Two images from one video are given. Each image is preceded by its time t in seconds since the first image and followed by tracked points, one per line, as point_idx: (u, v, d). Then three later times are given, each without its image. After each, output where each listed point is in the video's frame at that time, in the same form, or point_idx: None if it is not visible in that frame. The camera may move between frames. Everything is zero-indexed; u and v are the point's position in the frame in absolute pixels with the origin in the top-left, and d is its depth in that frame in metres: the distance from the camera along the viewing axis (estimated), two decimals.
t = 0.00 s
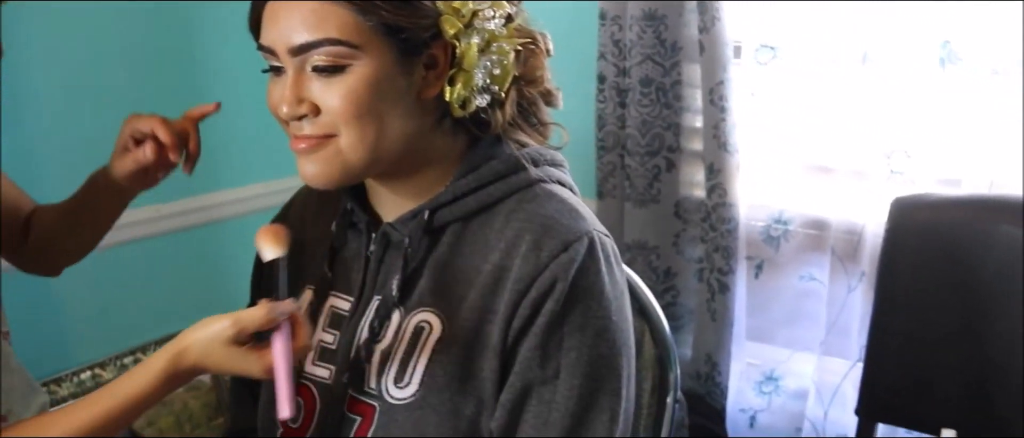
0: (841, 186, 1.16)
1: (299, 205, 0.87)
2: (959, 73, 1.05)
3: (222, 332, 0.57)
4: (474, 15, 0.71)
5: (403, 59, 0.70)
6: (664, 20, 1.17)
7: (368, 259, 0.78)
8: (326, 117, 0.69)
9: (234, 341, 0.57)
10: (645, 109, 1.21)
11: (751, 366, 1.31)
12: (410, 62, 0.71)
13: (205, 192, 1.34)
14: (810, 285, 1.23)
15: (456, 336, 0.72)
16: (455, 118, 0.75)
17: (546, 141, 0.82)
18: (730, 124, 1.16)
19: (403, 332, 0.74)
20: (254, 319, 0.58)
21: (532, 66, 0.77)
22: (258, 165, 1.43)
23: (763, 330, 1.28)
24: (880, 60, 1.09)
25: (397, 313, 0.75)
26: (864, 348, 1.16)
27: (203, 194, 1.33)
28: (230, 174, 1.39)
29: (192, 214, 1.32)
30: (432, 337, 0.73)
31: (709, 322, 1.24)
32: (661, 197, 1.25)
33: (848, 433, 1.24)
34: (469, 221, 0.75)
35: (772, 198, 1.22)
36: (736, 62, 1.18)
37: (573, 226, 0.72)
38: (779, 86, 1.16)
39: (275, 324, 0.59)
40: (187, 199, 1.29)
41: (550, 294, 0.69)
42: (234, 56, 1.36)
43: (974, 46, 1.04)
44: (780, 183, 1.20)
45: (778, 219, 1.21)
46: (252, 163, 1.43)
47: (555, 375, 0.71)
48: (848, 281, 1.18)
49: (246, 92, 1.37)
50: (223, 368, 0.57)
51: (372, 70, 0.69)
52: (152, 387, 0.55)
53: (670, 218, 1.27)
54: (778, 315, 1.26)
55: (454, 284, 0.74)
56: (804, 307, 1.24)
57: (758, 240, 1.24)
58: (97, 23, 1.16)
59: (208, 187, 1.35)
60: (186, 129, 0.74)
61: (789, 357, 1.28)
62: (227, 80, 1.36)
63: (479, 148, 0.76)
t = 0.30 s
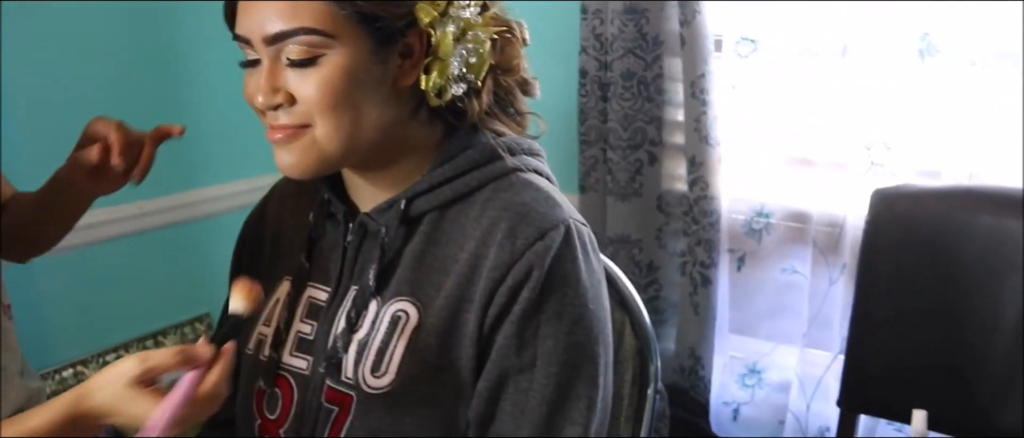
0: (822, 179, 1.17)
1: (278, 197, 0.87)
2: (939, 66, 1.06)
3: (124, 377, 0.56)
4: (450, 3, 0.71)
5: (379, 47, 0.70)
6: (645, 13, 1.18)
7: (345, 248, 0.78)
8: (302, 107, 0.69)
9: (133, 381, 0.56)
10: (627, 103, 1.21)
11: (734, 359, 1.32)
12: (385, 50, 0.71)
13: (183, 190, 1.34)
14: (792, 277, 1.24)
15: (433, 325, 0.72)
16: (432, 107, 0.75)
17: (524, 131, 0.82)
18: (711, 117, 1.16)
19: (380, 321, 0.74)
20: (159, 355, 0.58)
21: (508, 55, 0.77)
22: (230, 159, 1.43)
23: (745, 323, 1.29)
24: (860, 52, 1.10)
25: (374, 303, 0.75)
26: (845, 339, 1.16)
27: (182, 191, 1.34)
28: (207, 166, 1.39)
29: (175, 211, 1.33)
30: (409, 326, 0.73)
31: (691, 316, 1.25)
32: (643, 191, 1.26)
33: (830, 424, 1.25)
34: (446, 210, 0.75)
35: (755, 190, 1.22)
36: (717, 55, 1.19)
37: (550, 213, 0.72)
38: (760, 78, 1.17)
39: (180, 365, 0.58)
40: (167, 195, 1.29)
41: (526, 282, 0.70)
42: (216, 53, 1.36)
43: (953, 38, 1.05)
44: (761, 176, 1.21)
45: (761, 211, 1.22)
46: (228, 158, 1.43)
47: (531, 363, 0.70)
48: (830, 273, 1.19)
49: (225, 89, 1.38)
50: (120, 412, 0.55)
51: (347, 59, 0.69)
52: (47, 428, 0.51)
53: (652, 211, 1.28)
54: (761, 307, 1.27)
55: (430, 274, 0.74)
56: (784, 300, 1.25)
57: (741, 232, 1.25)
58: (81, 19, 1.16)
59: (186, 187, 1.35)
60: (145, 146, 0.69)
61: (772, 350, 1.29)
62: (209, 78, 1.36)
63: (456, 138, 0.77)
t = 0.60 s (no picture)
0: (801, 171, 1.19)
1: (255, 189, 0.86)
2: (915, 58, 1.09)
3: None
4: None
5: (352, 36, 0.70)
6: (626, 7, 1.19)
7: (320, 239, 0.78)
8: (274, 96, 0.69)
9: None
10: (608, 97, 1.23)
11: (715, 352, 1.35)
12: (358, 39, 0.70)
13: (160, 189, 1.31)
14: (773, 271, 1.27)
15: (406, 314, 0.72)
16: (405, 96, 0.75)
17: (500, 121, 0.82)
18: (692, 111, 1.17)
19: (354, 311, 0.74)
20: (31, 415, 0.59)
21: (483, 44, 0.76)
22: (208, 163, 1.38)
23: (727, 316, 1.31)
24: (838, 46, 1.12)
25: (349, 293, 0.75)
26: (826, 331, 1.18)
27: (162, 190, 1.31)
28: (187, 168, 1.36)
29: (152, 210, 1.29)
30: (383, 316, 0.72)
31: (674, 310, 1.27)
32: (625, 186, 1.29)
33: (812, 418, 1.28)
34: (421, 200, 0.75)
35: (735, 184, 1.25)
36: (698, 50, 1.21)
37: (524, 203, 0.72)
38: (739, 71, 1.20)
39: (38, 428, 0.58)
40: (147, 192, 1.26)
41: (500, 270, 0.69)
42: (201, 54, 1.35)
43: (932, 30, 1.07)
44: (741, 170, 1.24)
45: (741, 204, 1.25)
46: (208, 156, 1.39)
47: (506, 352, 0.70)
48: (810, 266, 1.21)
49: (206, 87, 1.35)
50: None
51: (320, 47, 0.68)
52: None
53: (633, 206, 1.30)
54: (743, 300, 1.30)
55: (405, 264, 0.73)
56: (765, 293, 1.28)
57: (721, 226, 1.27)
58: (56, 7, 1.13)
59: (165, 185, 1.33)
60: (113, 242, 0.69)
61: (753, 343, 1.31)
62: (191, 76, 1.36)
63: (431, 127, 0.76)
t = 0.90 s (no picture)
0: (780, 165, 1.21)
1: (230, 182, 0.86)
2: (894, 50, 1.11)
3: None
4: None
5: (325, 27, 0.70)
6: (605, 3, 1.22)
7: (295, 229, 0.78)
8: (246, 86, 0.69)
9: None
10: (588, 91, 1.25)
11: (696, 347, 1.36)
12: (331, 30, 0.70)
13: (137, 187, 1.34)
14: (754, 264, 1.28)
15: (380, 305, 0.71)
16: (380, 86, 0.74)
17: (476, 113, 0.82)
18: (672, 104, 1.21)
19: (329, 302, 0.74)
20: None
21: (457, 34, 0.76)
22: (195, 158, 1.44)
23: (709, 311, 1.33)
24: (816, 39, 1.14)
25: (323, 284, 0.75)
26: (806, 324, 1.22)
27: (143, 187, 1.35)
28: (174, 160, 1.40)
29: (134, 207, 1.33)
30: (357, 307, 0.72)
31: (655, 303, 1.30)
32: (605, 180, 1.31)
33: (793, 411, 1.30)
34: (395, 191, 0.75)
35: (715, 178, 1.27)
36: (677, 44, 1.23)
37: (498, 192, 0.72)
38: (720, 66, 1.21)
39: None
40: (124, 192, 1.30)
41: (473, 260, 0.69)
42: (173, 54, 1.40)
43: (909, 22, 1.09)
44: (720, 164, 1.25)
45: (721, 198, 1.26)
46: (193, 149, 1.44)
47: (480, 342, 0.70)
48: (791, 259, 1.24)
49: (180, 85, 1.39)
50: None
51: (292, 38, 0.68)
52: None
53: (615, 200, 1.32)
54: (724, 295, 1.31)
55: (379, 256, 0.73)
56: (746, 287, 1.30)
57: (702, 220, 1.29)
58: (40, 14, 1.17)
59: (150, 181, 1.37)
60: (69, 291, 0.76)
61: (734, 337, 1.33)
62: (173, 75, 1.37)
63: (406, 117, 0.76)
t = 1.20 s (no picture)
0: (763, 158, 1.17)
1: (208, 173, 0.85)
2: (874, 44, 1.11)
3: None
4: None
5: (300, 16, 0.68)
6: None
7: (272, 219, 0.78)
8: (220, 75, 0.68)
9: None
10: (569, 85, 1.37)
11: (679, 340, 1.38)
12: (307, 19, 0.69)
13: (114, 183, 1.35)
14: (736, 258, 1.27)
15: (356, 294, 0.71)
16: (356, 76, 0.73)
17: (454, 103, 0.81)
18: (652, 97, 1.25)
19: (305, 292, 0.73)
20: None
21: (432, 23, 0.76)
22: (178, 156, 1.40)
23: (692, 304, 1.32)
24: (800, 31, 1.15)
25: (299, 273, 0.74)
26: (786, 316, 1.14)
27: (122, 184, 1.36)
28: (154, 158, 1.38)
29: (112, 203, 1.35)
30: (333, 297, 0.72)
31: (637, 297, 1.41)
32: (588, 174, 1.41)
33: (777, 404, 1.21)
34: (373, 180, 0.75)
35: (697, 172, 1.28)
36: (658, 38, 1.29)
37: (473, 181, 0.72)
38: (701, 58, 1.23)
39: None
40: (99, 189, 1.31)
41: (450, 248, 0.69)
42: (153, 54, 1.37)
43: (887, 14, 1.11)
44: (699, 158, 1.27)
45: (701, 191, 1.25)
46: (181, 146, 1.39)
47: (456, 331, 0.70)
48: (773, 252, 1.19)
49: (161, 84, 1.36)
50: None
51: (266, 27, 0.67)
52: None
53: (597, 195, 1.43)
54: (705, 289, 1.30)
55: (355, 245, 0.73)
56: (728, 280, 1.26)
57: (684, 213, 1.28)
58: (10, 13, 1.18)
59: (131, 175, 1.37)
60: (38, 344, 0.74)
61: (717, 331, 1.30)
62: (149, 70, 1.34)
63: (384, 106, 0.75)
